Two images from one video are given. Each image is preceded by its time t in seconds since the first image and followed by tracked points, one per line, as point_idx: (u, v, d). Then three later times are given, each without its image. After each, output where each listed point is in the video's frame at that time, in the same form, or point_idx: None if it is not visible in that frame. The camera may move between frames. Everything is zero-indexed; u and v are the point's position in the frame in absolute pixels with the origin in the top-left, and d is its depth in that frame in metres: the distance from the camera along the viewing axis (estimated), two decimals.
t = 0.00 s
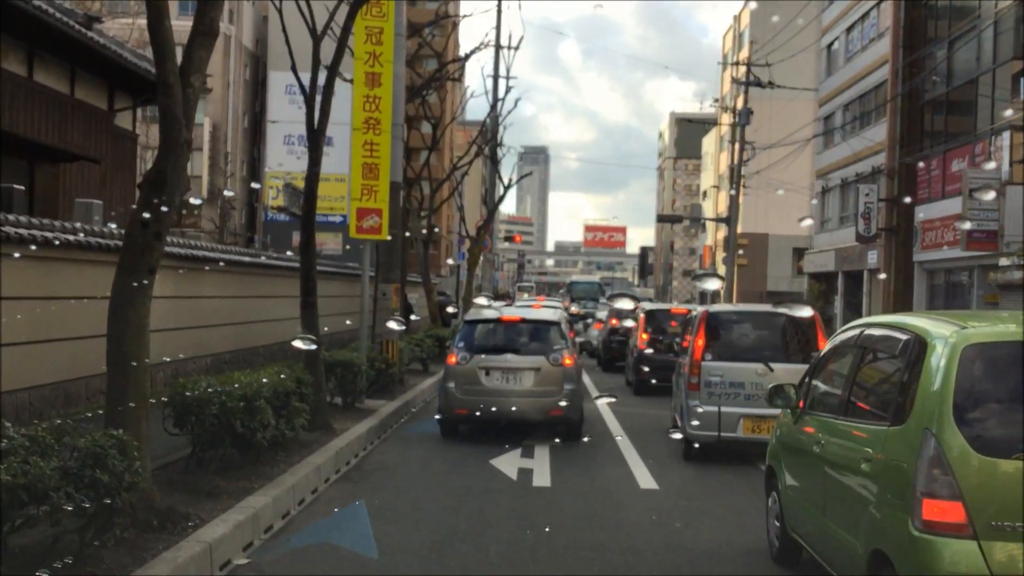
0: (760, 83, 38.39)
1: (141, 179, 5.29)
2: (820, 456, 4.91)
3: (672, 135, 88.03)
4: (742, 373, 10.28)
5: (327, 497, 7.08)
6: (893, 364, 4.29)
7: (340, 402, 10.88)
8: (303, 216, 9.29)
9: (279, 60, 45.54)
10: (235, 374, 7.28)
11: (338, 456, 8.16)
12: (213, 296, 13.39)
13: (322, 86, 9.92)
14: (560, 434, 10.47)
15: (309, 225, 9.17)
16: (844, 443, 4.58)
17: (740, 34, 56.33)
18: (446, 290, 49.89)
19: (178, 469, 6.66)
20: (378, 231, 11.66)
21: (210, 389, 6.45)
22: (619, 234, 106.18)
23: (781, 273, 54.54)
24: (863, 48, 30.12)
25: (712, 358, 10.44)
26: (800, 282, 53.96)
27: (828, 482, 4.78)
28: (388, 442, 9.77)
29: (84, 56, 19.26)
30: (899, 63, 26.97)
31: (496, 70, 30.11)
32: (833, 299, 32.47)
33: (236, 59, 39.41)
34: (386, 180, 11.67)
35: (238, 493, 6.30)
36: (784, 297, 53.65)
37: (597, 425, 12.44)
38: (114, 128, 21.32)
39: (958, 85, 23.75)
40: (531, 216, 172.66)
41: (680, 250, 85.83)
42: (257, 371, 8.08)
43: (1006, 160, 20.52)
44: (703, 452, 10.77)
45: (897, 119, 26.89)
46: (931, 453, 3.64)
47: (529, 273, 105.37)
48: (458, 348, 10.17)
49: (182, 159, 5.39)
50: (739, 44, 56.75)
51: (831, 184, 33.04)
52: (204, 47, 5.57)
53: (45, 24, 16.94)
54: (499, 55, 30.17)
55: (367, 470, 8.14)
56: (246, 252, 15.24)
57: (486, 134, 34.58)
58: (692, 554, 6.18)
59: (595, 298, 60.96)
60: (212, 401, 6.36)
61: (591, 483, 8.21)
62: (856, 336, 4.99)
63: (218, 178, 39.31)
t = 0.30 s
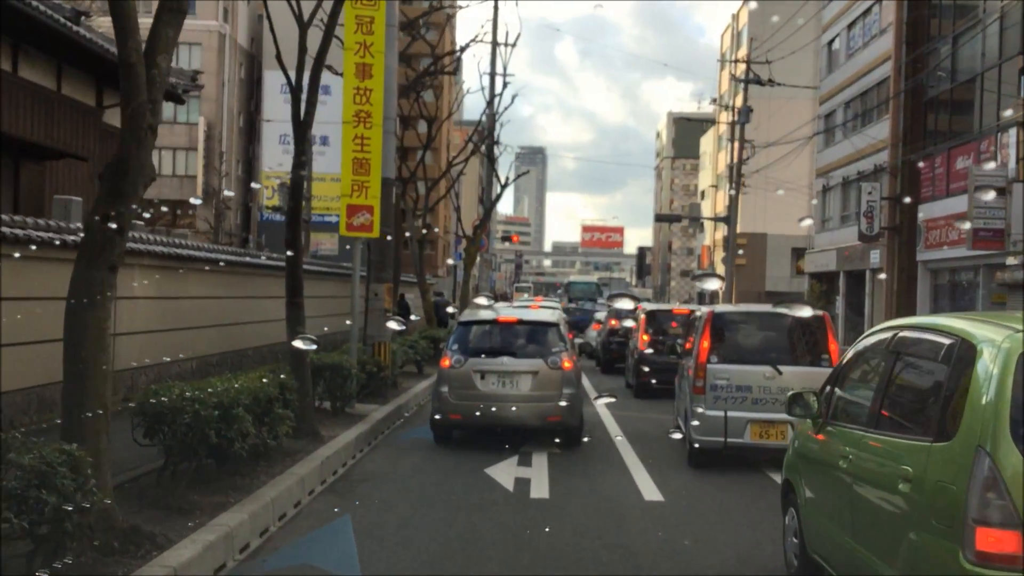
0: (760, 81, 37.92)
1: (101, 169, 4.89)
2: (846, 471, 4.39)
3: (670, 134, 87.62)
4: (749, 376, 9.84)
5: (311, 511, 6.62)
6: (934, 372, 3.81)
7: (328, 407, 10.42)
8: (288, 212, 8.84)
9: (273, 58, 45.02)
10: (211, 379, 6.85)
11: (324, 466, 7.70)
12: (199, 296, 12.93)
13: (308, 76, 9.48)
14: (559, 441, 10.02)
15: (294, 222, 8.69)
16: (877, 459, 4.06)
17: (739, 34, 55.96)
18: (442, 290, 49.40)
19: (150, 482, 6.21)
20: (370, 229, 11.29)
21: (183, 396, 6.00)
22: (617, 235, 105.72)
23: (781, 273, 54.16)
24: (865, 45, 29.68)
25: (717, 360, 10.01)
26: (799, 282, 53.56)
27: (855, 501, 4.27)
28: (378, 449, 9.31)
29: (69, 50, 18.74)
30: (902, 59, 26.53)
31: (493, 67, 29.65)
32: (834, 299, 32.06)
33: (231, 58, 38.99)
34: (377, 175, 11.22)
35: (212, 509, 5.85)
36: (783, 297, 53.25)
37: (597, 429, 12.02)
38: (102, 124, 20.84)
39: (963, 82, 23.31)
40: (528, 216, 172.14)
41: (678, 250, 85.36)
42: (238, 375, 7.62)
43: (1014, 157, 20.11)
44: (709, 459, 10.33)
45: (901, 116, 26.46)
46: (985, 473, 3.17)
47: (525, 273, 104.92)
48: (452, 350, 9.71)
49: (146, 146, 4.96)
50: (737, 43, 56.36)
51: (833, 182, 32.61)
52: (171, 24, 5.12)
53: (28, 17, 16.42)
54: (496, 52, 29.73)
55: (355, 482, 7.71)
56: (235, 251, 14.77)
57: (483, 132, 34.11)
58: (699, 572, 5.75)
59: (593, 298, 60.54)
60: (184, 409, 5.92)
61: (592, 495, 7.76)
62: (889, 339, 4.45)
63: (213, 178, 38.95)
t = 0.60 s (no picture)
0: (761, 78, 37.48)
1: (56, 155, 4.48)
2: (885, 490, 3.91)
3: (670, 133, 87.25)
4: (759, 379, 9.41)
5: (294, 527, 6.18)
6: (992, 382, 3.33)
7: (316, 410, 9.96)
8: (274, 206, 8.38)
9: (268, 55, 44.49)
10: (188, 383, 6.42)
11: (309, 476, 7.26)
12: (186, 295, 12.49)
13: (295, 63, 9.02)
14: (559, 447, 9.58)
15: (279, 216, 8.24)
16: (919, 478, 3.58)
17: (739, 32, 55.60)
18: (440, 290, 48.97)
19: (121, 495, 5.79)
20: (362, 225, 10.79)
21: (154, 403, 5.57)
22: (615, 234, 105.29)
23: (781, 273, 53.77)
24: (869, 41, 29.28)
25: (726, 362, 9.57)
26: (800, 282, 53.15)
27: (893, 524, 3.79)
28: (370, 456, 8.86)
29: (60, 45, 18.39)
30: (908, 55, 26.10)
31: (492, 63, 29.21)
32: (837, 299, 31.64)
33: (228, 55, 38.56)
34: (370, 168, 10.75)
35: (185, 524, 5.41)
36: (784, 297, 52.82)
37: (598, 433, 11.61)
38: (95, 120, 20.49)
39: (971, 77, 22.88)
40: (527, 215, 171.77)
41: (677, 250, 84.84)
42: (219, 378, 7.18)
43: None
44: (716, 465, 9.91)
45: (906, 113, 26.02)
46: None
47: (524, 273, 104.44)
48: (447, 352, 9.26)
49: (106, 130, 4.55)
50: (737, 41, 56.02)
51: (836, 180, 32.17)
52: None
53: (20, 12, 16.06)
54: (494, 48, 29.28)
55: (344, 492, 7.30)
56: (226, 248, 14.30)
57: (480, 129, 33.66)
58: None
59: (591, 298, 60.14)
60: (155, 417, 5.48)
61: (595, 507, 7.35)
62: (938, 342, 3.92)
63: (209, 176, 38.55)
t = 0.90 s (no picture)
0: (761, 74, 37.01)
1: None
2: (929, 516, 3.37)
3: (668, 132, 86.80)
4: (767, 382, 9.02)
5: (273, 544, 5.75)
6: None
7: (303, 414, 9.52)
8: (256, 200, 7.94)
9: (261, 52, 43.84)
10: (159, 390, 5.98)
11: (292, 486, 6.81)
12: (168, 294, 12.04)
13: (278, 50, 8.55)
14: (556, 454, 9.13)
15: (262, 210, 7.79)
16: (974, 506, 3.06)
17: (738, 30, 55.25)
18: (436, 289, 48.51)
19: (84, 513, 5.34)
20: (353, 221, 10.40)
21: (117, 411, 5.12)
22: (613, 233, 104.89)
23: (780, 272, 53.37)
24: (871, 36, 28.84)
25: (733, 365, 9.16)
26: (800, 281, 52.77)
27: (939, 557, 3.26)
28: (360, 463, 8.43)
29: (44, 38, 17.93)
30: (911, 50, 25.63)
31: (489, 58, 28.74)
32: (839, 298, 31.26)
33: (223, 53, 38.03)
34: (360, 162, 10.32)
35: (151, 545, 4.99)
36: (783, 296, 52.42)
37: (598, 437, 11.20)
38: (82, 115, 20.04)
39: (977, 72, 22.43)
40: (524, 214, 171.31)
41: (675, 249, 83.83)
42: (196, 381, 6.74)
43: None
44: (723, 471, 9.52)
45: (909, 109, 25.53)
46: None
47: (522, 272, 104.07)
48: (441, 354, 8.81)
49: (58, 112, 4.14)
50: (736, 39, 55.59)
51: (837, 177, 31.73)
52: None
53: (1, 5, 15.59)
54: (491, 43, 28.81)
55: (330, 504, 6.87)
56: (211, 244, 13.84)
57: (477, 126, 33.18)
58: None
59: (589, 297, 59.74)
60: (117, 429, 5.03)
61: (595, 520, 6.93)
62: (991, 347, 3.35)
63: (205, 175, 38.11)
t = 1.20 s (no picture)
0: (761, 72, 36.63)
1: None
2: (983, 545, 2.96)
3: (666, 131, 86.48)
4: (777, 386, 8.63)
5: (250, 563, 5.33)
6: None
7: (289, 420, 9.09)
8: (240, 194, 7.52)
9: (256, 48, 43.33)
10: (130, 397, 5.56)
11: (276, 498, 6.42)
12: (152, 294, 11.59)
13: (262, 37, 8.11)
14: (556, 461, 8.74)
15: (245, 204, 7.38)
16: None
17: (735, 29, 55.27)
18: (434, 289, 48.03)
19: (44, 530, 4.93)
20: (343, 218, 9.95)
21: (80, 420, 4.71)
22: (611, 233, 104.56)
23: (779, 272, 52.93)
24: (874, 33, 28.46)
25: (740, 367, 8.77)
26: (799, 281, 52.44)
27: None
28: (349, 472, 8.01)
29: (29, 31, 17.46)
30: (915, 46, 24.94)
31: (487, 55, 28.35)
32: (841, 298, 30.90)
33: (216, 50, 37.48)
34: (351, 157, 9.88)
35: (116, 567, 4.58)
36: (783, 297, 52.06)
37: (599, 443, 10.79)
38: (70, 112, 19.56)
39: (982, 68, 22.06)
40: (522, 214, 170.93)
41: (674, 249, 84.38)
42: (171, 388, 6.32)
43: None
44: (730, 479, 9.13)
45: (913, 107, 24.87)
46: None
47: (520, 272, 103.69)
48: (434, 356, 8.39)
49: None
50: (735, 37, 55.28)
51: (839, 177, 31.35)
52: None
53: None
54: (489, 40, 28.42)
55: (315, 517, 6.48)
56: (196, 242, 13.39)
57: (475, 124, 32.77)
58: None
59: (587, 297, 59.39)
60: (80, 440, 4.62)
61: (598, 533, 6.53)
62: None
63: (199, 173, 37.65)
